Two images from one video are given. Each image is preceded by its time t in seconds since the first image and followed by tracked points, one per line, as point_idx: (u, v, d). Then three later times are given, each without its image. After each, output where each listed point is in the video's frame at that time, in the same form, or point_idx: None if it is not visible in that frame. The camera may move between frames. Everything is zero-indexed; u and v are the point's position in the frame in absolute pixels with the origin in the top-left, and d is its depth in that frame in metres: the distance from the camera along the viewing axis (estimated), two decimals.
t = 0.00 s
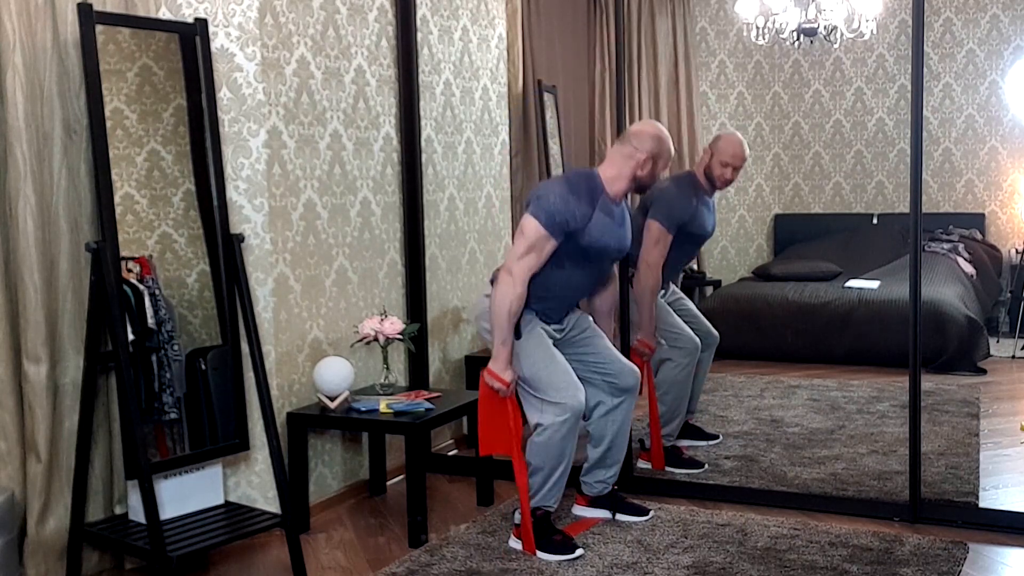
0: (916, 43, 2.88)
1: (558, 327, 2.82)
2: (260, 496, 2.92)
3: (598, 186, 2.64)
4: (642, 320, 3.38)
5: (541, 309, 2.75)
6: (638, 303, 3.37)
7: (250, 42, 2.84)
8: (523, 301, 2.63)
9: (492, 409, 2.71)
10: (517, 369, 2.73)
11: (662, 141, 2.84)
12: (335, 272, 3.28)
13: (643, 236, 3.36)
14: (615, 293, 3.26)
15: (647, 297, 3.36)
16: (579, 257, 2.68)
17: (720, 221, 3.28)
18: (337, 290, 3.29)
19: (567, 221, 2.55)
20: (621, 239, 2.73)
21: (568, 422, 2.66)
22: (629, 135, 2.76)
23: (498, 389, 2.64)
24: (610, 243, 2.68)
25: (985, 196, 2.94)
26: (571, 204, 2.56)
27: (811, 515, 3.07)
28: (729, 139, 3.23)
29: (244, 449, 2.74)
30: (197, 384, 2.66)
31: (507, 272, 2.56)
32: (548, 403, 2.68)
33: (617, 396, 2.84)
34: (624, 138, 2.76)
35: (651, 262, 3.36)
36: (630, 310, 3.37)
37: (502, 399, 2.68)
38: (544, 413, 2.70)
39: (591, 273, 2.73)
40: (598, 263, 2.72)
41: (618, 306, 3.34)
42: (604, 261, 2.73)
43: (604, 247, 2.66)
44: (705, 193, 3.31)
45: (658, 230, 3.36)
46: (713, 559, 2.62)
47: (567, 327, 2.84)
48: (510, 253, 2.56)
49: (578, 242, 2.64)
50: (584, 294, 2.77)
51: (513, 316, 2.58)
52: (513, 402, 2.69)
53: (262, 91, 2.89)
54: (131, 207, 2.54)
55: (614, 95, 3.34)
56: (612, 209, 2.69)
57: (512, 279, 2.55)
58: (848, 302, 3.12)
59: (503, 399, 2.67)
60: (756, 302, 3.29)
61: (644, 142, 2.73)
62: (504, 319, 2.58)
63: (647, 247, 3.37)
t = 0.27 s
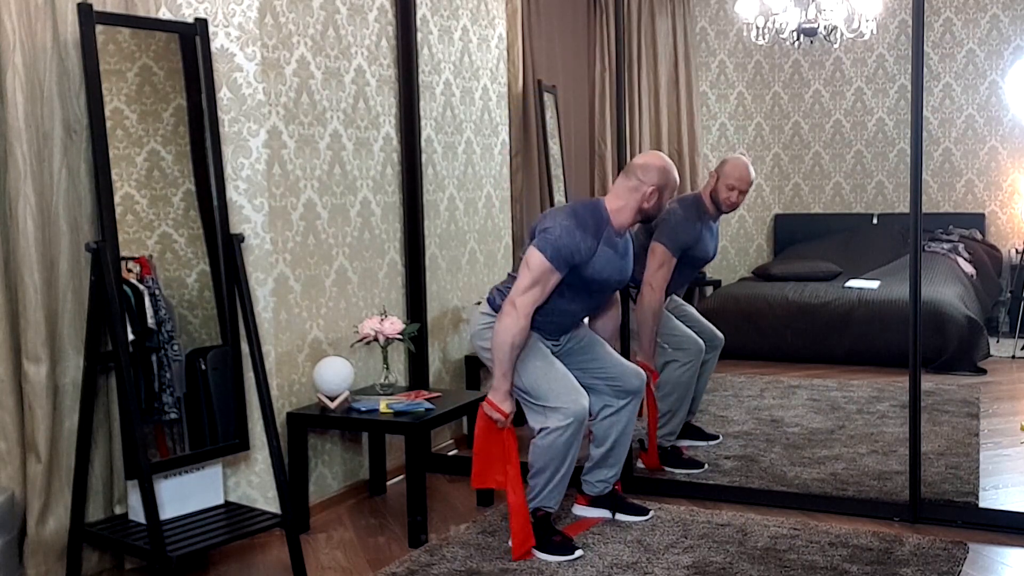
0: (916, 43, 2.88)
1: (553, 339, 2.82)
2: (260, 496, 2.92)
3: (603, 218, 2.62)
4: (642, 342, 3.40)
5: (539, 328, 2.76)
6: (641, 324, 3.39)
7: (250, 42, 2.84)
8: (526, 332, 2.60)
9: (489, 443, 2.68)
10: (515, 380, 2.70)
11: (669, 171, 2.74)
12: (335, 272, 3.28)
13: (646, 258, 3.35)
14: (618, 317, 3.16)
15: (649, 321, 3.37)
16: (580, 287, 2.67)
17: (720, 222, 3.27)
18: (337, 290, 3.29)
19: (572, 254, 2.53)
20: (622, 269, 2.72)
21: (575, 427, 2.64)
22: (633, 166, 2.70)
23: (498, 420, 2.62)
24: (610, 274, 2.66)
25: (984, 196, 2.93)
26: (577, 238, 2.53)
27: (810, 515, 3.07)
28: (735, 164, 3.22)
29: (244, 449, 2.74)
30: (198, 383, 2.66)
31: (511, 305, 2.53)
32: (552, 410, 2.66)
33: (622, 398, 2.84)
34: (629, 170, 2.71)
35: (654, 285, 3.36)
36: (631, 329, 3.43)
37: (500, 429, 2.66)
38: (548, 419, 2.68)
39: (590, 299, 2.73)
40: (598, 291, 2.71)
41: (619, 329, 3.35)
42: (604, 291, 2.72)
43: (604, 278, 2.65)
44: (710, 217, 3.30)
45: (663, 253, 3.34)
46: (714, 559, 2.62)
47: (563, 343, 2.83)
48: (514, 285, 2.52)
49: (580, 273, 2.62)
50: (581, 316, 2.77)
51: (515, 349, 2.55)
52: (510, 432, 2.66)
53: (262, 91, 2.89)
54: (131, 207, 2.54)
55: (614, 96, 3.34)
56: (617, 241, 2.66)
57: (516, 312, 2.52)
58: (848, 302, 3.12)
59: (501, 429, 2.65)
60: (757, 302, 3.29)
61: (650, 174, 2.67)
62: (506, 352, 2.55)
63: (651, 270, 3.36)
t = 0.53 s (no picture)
0: (916, 43, 2.87)
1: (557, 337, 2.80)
2: (260, 496, 2.92)
3: (600, 212, 2.61)
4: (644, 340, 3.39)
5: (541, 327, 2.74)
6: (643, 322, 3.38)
7: (249, 42, 2.84)
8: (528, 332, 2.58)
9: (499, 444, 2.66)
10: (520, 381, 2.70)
11: (664, 163, 2.74)
12: (335, 272, 3.28)
13: (647, 255, 3.35)
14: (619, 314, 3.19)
15: (650, 319, 3.37)
16: (580, 285, 2.67)
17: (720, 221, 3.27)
18: (337, 290, 3.29)
19: (573, 251, 2.51)
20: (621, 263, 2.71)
21: (577, 428, 2.64)
22: (628, 160, 2.70)
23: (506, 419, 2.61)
24: (610, 269, 2.66)
25: (984, 196, 2.95)
26: (576, 235, 2.52)
27: (810, 515, 3.07)
28: (733, 158, 3.21)
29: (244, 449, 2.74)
30: (197, 383, 2.66)
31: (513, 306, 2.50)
32: (555, 411, 2.66)
33: (623, 398, 2.84)
34: (623, 164, 2.71)
35: (655, 283, 3.35)
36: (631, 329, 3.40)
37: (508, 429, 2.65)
38: (552, 420, 2.68)
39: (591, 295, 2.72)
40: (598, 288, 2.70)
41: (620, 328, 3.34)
42: (604, 286, 2.71)
43: (604, 273, 2.64)
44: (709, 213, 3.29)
45: (663, 250, 3.34)
46: (713, 559, 2.62)
47: (566, 340, 2.82)
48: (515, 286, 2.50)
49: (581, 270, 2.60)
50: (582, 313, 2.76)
51: (519, 349, 2.53)
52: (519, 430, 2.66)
53: (262, 91, 2.89)
54: (131, 207, 2.55)
55: (614, 96, 3.33)
56: (614, 235, 2.66)
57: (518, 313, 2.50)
58: (848, 302, 3.12)
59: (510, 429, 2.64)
60: (757, 302, 3.28)
61: (645, 166, 2.67)
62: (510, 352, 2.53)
63: (652, 267, 3.35)
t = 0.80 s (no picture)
0: (916, 43, 2.87)
1: (571, 315, 2.77)
2: (260, 496, 2.92)
3: (590, 156, 2.62)
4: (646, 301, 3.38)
5: (548, 289, 2.69)
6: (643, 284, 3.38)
7: (249, 42, 2.84)
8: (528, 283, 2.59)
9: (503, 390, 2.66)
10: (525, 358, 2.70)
11: (649, 102, 2.75)
12: (335, 272, 3.28)
13: (644, 216, 3.34)
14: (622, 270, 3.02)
15: (651, 279, 3.36)
16: (580, 232, 2.65)
17: (720, 221, 3.27)
18: (337, 290, 3.29)
19: (565, 196, 2.52)
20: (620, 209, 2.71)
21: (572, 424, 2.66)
22: (613, 102, 2.73)
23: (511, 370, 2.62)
24: (609, 212, 2.65)
25: (984, 195, 2.95)
26: (566, 178, 2.53)
27: (810, 515, 3.07)
28: (720, 111, 3.23)
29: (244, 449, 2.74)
30: (197, 384, 2.66)
31: (510, 256, 2.52)
32: (553, 404, 2.67)
33: (619, 395, 2.83)
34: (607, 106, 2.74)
35: (654, 241, 3.33)
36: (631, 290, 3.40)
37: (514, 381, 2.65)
38: (546, 414, 2.69)
39: (596, 246, 2.70)
40: (601, 237, 2.70)
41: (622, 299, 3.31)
42: (606, 234, 2.70)
43: (603, 217, 2.64)
44: (703, 168, 3.27)
45: (659, 208, 3.33)
46: (713, 559, 2.62)
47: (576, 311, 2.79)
48: (510, 237, 2.52)
49: (579, 216, 2.60)
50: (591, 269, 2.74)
51: (519, 299, 2.55)
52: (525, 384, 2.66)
53: (262, 91, 2.89)
54: (131, 207, 2.55)
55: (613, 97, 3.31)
56: (607, 178, 2.67)
57: (515, 261, 2.52)
58: (848, 302, 3.12)
59: (516, 380, 2.64)
60: (757, 302, 3.29)
61: (629, 107, 2.70)
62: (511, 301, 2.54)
63: (650, 227, 3.33)
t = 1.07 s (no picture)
0: (916, 43, 2.88)
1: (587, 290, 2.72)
2: (260, 496, 2.92)
3: (574, 100, 2.66)
4: (648, 259, 3.35)
5: (564, 247, 2.66)
6: (645, 246, 3.34)
7: (249, 42, 2.84)
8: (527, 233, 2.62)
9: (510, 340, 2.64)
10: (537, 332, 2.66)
11: (628, 45, 2.75)
12: (335, 272, 3.28)
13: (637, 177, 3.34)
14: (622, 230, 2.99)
15: (650, 235, 3.33)
16: (578, 176, 2.66)
17: (720, 221, 3.28)
18: (337, 290, 3.29)
19: (551, 138, 2.56)
20: (616, 147, 2.72)
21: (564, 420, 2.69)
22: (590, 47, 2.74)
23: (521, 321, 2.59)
24: (603, 147, 2.67)
25: (984, 196, 2.95)
26: (548, 123, 2.57)
27: (811, 515, 3.07)
28: (701, 66, 3.25)
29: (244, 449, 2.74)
30: (197, 384, 2.66)
31: (506, 207, 2.56)
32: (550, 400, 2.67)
33: (606, 395, 2.83)
34: (585, 53, 2.76)
35: (649, 199, 3.32)
36: (631, 253, 3.38)
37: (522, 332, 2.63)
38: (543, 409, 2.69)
39: (600, 190, 2.70)
40: (603, 177, 2.70)
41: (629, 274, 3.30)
42: (608, 174, 2.70)
43: (598, 153, 2.65)
44: (690, 121, 3.28)
45: (651, 165, 3.33)
46: (713, 559, 2.62)
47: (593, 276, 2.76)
48: (504, 188, 2.57)
49: (573, 158, 2.62)
50: (602, 217, 2.72)
51: (521, 248, 2.56)
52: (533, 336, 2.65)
53: (262, 91, 2.89)
54: (131, 207, 2.55)
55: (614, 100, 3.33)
56: (595, 118, 2.69)
57: (512, 211, 2.55)
58: (847, 302, 3.12)
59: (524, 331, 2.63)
60: (756, 302, 3.29)
61: (607, 48, 2.71)
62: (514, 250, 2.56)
63: (643, 185, 3.33)
